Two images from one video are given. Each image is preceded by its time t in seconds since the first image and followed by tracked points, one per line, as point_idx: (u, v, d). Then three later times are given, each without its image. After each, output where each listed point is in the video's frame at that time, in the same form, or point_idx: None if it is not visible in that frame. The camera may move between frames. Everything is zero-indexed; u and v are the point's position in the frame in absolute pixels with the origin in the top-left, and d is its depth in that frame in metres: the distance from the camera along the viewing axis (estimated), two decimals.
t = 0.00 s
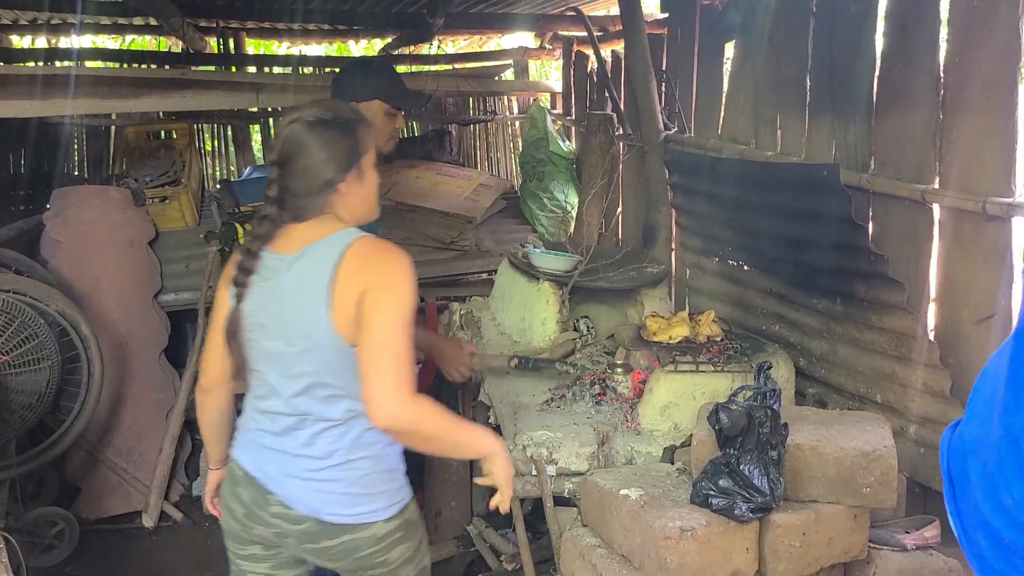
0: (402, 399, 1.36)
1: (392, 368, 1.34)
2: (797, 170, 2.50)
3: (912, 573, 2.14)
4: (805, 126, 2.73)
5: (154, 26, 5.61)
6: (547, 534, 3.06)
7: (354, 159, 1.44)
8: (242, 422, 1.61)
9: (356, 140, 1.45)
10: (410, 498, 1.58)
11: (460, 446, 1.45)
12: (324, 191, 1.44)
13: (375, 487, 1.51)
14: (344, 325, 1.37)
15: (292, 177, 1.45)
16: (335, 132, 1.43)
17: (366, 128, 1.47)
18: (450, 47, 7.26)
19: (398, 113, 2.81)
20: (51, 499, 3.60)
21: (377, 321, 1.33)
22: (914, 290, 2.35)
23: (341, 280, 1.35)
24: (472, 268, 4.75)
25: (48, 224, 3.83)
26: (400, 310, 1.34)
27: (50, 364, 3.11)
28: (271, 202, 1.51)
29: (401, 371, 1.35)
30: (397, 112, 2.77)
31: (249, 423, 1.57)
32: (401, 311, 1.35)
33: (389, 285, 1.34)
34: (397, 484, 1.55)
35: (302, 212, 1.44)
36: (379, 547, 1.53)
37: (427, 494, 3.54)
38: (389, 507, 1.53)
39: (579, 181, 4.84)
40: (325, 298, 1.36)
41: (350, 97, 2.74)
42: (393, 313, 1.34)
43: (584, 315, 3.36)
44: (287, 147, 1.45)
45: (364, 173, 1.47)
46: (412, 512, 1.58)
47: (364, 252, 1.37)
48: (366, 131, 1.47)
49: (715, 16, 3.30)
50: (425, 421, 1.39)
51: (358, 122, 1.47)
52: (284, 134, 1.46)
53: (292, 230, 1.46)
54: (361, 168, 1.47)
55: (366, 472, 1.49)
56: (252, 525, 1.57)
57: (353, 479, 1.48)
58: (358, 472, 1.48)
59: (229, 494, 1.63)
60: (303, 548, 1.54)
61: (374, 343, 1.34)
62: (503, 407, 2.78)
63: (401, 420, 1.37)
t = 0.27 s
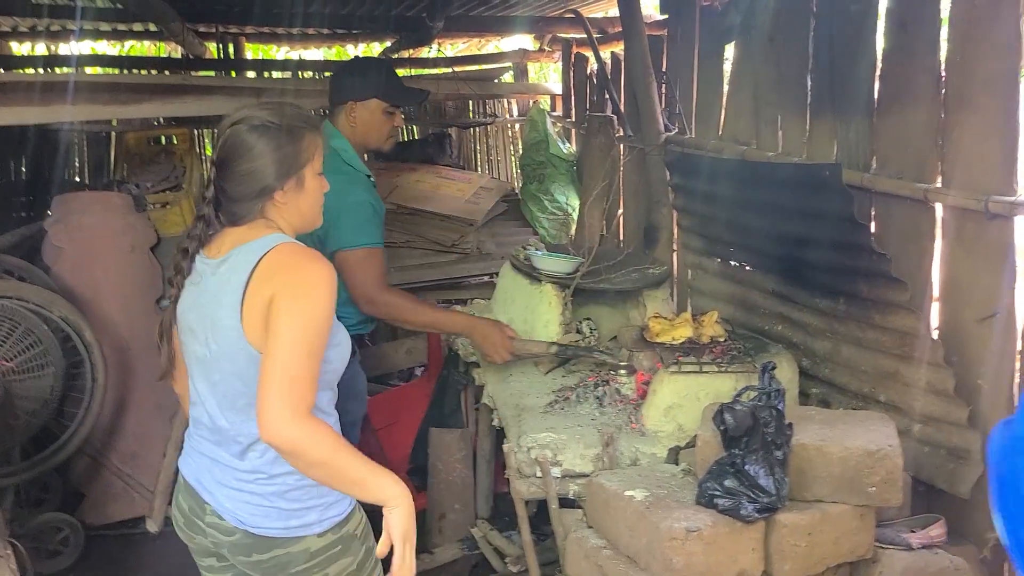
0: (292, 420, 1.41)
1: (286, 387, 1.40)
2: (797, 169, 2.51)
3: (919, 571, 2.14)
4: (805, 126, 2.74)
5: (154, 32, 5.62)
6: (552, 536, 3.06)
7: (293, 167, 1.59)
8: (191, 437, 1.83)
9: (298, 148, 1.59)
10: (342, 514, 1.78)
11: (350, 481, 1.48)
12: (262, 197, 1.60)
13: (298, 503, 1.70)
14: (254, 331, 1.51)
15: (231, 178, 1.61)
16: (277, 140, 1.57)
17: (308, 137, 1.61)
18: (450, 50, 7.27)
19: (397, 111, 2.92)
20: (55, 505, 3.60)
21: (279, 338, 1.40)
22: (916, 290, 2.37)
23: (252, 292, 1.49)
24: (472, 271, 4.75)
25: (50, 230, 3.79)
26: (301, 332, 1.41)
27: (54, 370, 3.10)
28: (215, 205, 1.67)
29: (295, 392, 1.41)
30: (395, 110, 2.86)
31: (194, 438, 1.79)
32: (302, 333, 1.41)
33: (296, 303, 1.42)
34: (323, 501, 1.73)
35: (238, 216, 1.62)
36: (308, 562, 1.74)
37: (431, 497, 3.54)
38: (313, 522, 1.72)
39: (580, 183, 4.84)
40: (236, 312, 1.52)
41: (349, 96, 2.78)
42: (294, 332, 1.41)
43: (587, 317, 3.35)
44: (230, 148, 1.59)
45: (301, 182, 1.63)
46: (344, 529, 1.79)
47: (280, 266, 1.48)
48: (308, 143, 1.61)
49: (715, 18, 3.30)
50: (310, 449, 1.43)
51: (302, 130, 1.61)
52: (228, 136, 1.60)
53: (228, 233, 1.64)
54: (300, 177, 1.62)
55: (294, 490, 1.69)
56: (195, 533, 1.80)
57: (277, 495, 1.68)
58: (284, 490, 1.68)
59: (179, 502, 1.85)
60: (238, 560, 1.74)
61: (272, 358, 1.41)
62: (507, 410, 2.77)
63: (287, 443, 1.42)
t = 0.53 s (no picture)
0: (275, 417, 1.39)
1: (265, 384, 1.39)
2: (797, 164, 2.51)
3: (924, 565, 2.14)
4: (805, 121, 2.73)
5: (151, 35, 5.62)
6: (556, 534, 3.06)
7: (261, 170, 1.58)
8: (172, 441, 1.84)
9: (271, 152, 1.58)
10: (316, 524, 1.76)
11: (340, 485, 1.42)
12: (232, 199, 1.59)
13: (268, 509, 1.69)
14: (224, 336, 1.49)
15: (203, 178, 1.59)
16: (250, 141, 1.56)
17: (282, 140, 1.59)
18: (447, 49, 7.26)
19: (399, 110, 2.92)
20: (59, 509, 3.61)
21: (250, 335, 1.40)
22: (918, 285, 2.35)
23: (216, 292, 1.48)
24: (472, 270, 4.76)
25: (50, 234, 3.78)
26: (270, 326, 1.40)
27: (56, 374, 3.10)
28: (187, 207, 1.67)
29: (274, 389, 1.39)
30: (396, 109, 2.86)
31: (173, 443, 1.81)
32: (274, 328, 1.40)
33: (266, 297, 1.42)
34: (295, 508, 1.72)
35: (209, 218, 1.61)
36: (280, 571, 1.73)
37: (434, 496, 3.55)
38: (284, 530, 1.71)
39: (579, 180, 4.83)
40: (201, 313, 1.51)
41: (350, 98, 2.78)
42: (266, 327, 1.40)
43: (588, 313, 3.35)
44: (201, 150, 1.58)
45: (273, 185, 1.62)
46: (318, 540, 1.77)
47: (243, 264, 1.47)
48: (279, 145, 1.59)
49: (712, 14, 3.30)
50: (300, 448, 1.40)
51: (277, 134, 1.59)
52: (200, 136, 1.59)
53: (198, 234, 1.63)
54: (272, 181, 1.61)
55: (264, 498, 1.68)
56: (173, 537, 1.81)
57: (247, 500, 1.68)
58: (253, 498, 1.68)
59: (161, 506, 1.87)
60: (212, 566, 1.75)
61: (246, 356, 1.39)
62: (509, 408, 2.76)
63: (274, 446, 1.39)
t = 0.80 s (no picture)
0: (271, 433, 1.39)
1: (262, 399, 1.39)
2: (798, 158, 2.51)
3: (927, 558, 2.14)
4: (805, 115, 2.73)
5: (151, 37, 5.64)
6: (559, 531, 3.07)
7: (258, 175, 1.57)
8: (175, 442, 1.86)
9: (266, 155, 1.57)
10: (306, 536, 1.75)
11: (341, 502, 1.44)
12: (230, 207, 1.59)
13: (257, 517, 1.69)
14: (223, 345, 1.50)
15: (199, 186, 1.59)
16: (246, 146, 1.56)
17: (276, 145, 1.59)
18: (447, 47, 7.26)
19: (405, 112, 2.91)
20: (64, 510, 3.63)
21: (246, 346, 1.40)
22: (920, 278, 2.36)
23: (213, 299, 1.49)
24: (474, 267, 4.77)
25: (52, 236, 3.79)
26: (266, 337, 1.40)
27: (60, 375, 3.11)
28: (185, 213, 1.66)
29: (271, 403, 1.39)
30: (403, 111, 2.86)
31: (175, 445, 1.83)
32: (269, 339, 1.40)
33: (260, 308, 1.41)
34: (285, 519, 1.71)
35: (208, 225, 1.61)
36: None
37: (438, 494, 3.55)
38: (272, 540, 1.70)
39: (579, 177, 4.82)
40: (200, 319, 1.52)
41: (354, 100, 2.78)
42: (261, 339, 1.40)
43: (590, 310, 3.35)
44: (197, 155, 1.58)
45: (269, 191, 1.61)
46: (307, 553, 1.77)
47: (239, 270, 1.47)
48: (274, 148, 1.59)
49: (711, 10, 3.30)
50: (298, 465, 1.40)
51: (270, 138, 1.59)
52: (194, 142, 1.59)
53: (197, 241, 1.63)
54: (269, 186, 1.61)
55: (253, 507, 1.68)
56: (171, 538, 1.84)
57: (238, 507, 1.68)
58: (242, 506, 1.68)
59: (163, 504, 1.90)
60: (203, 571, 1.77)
61: (242, 369, 1.40)
62: (512, 406, 2.76)
63: (267, 459, 1.39)
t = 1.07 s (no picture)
0: (275, 450, 1.40)
1: (268, 413, 1.39)
2: (803, 149, 2.50)
3: (938, 549, 2.13)
4: (810, 106, 2.72)
5: (159, 41, 5.67)
6: (571, 527, 3.08)
7: (267, 178, 1.59)
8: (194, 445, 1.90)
9: (274, 158, 1.59)
10: (308, 551, 1.73)
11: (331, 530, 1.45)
12: (237, 213, 1.60)
13: (258, 528, 1.69)
14: (230, 352, 1.50)
15: (208, 189, 1.61)
16: (254, 148, 1.57)
17: (284, 148, 1.60)
18: (453, 46, 7.28)
19: (407, 110, 2.92)
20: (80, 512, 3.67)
21: (254, 359, 1.39)
22: (928, 265, 2.32)
23: (220, 307, 1.49)
24: (483, 265, 4.76)
25: (65, 241, 3.83)
26: (275, 354, 1.39)
27: (74, 378, 3.15)
28: (194, 217, 1.68)
29: (278, 419, 1.39)
30: (405, 108, 2.87)
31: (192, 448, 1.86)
32: (276, 352, 1.39)
33: (268, 321, 1.40)
34: (287, 533, 1.70)
35: (215, 230, 1.62)
36: None
37: (450, 491, 3.57)
38: (272, 552, 1.70)
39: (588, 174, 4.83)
40: (206, 321, 1.51)
41: (356, 97, 2.80)
42: (268, 351, 1.39)
43: (599, 306, 3.35)
44: (206, 159, 1.60)
45: (279, 195, 1.63)
46: (308, 568, 1.75)
47: (247, 279, 1.46)
48: (282, 151, 1.60)
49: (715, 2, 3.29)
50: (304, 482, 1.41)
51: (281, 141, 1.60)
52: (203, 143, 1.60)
53: (206, 245, 1.65)
54: (278, 189, 1.62)
55: (253, 516, 1.69)
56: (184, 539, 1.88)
57: (241, 516, 1.70)
58: (243, 515, 1.69)
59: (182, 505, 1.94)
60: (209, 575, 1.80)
61: (248, 382, 1.39)
62: (521, 402, 2.77)
63: (272, 478, 1.41)
